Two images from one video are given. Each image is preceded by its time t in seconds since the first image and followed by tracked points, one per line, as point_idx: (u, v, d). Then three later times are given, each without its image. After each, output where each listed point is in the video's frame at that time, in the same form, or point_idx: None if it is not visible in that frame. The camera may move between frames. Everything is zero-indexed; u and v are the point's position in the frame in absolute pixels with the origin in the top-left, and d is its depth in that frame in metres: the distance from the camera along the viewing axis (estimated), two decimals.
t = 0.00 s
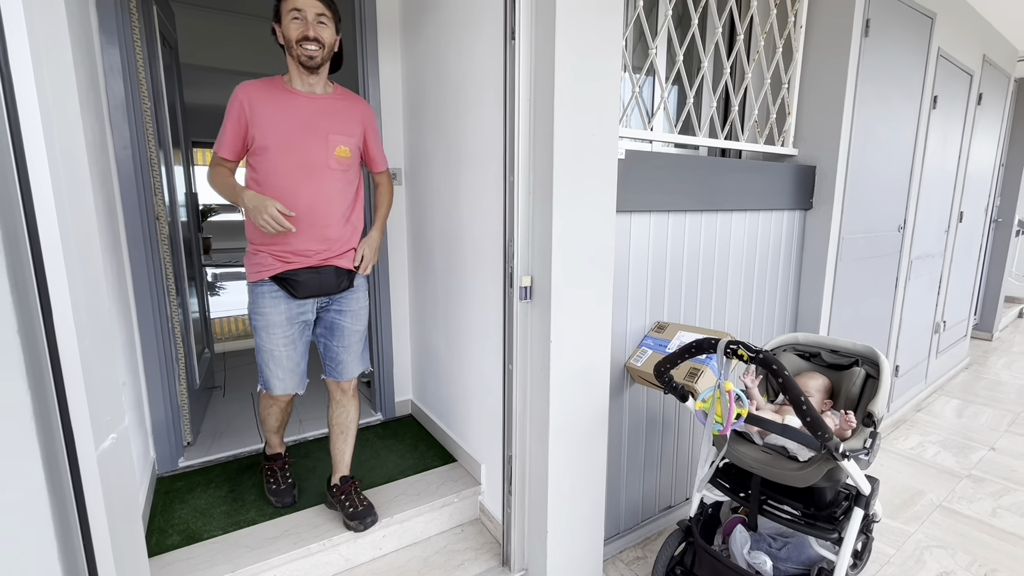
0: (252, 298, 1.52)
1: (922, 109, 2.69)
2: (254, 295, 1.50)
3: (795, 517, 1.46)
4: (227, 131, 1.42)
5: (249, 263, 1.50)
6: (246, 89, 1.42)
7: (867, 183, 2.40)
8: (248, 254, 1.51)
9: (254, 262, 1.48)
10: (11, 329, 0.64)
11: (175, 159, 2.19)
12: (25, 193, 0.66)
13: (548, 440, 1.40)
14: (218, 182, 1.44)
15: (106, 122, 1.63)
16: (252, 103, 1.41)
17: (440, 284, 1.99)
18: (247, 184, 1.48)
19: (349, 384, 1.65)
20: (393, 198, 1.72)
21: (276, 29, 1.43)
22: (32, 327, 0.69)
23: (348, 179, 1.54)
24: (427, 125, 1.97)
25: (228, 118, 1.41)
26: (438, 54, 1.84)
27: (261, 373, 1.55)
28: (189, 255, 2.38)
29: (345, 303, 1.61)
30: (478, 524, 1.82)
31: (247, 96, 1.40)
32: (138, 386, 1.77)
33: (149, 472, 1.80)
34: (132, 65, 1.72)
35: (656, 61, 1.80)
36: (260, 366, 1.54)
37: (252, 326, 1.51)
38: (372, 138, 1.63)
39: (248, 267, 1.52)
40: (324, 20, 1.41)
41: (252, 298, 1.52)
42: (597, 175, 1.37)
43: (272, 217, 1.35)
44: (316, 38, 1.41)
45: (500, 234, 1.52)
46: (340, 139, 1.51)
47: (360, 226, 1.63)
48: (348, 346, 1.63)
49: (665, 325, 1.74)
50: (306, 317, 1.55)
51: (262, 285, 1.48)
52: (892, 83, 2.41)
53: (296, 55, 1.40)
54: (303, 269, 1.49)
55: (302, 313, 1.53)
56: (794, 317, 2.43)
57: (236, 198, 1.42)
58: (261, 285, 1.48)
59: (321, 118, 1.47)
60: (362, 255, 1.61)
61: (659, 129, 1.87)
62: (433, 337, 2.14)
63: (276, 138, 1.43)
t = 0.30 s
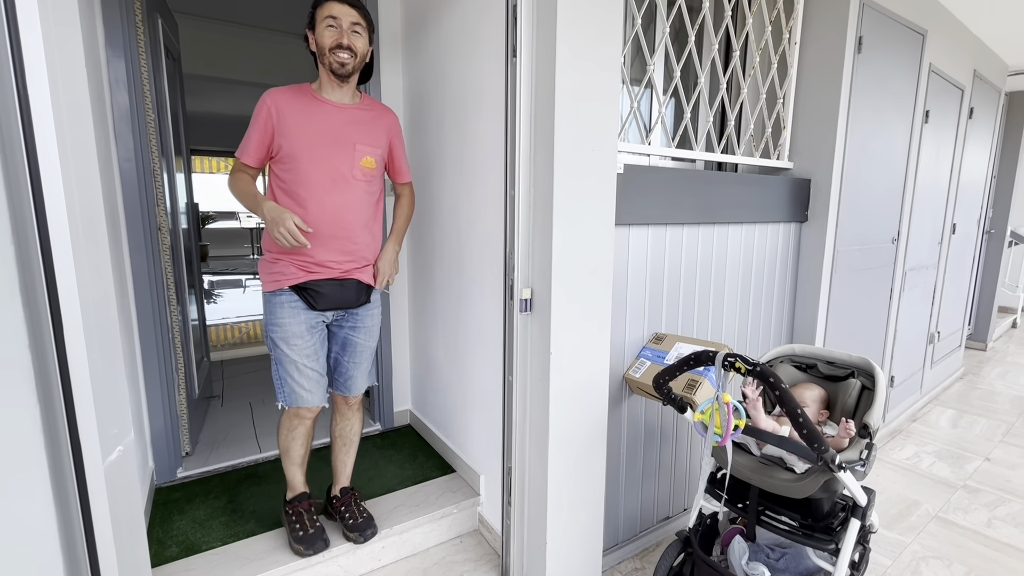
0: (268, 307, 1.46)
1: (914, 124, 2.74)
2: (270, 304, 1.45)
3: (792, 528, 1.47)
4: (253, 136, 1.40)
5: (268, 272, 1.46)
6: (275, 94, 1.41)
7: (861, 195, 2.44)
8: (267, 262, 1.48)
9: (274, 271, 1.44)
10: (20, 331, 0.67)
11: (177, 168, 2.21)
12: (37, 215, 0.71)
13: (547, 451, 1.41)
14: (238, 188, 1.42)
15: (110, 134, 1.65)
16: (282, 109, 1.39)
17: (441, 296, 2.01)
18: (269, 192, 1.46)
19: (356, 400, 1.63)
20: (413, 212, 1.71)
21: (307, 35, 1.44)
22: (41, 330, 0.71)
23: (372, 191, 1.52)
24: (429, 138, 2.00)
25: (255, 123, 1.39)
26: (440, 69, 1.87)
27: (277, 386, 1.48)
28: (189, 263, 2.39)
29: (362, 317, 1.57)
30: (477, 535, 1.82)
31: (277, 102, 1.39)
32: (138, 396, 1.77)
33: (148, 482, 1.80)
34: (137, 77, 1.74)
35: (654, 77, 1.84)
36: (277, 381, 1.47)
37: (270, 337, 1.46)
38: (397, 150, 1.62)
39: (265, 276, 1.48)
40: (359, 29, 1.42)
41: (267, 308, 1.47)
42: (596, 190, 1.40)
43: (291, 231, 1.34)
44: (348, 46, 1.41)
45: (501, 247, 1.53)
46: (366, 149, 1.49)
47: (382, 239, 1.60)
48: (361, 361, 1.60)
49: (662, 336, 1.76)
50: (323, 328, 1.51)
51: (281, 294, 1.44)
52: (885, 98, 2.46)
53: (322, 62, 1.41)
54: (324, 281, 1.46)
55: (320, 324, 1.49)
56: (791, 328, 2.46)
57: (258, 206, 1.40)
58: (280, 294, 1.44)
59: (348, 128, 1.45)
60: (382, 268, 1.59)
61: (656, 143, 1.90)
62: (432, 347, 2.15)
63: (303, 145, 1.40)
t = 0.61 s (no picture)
0: (283, 320, 1.45)
1: (908, 137, 2.78)
2: (285, 316, 1.45)
3: (792, 537, 1.49)
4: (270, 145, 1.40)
5: (283, 283, 1.46)
6: (292, 104, 1.42)
7: (856, 207, 2.48)
8: (282, 273, 1.47)
9: (289, 282, 1.44)
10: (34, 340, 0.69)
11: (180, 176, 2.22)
12: (57, 218, 0.72)
13: (550, 460, 1.42)
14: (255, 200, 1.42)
15: (117, 144, 1.66)
16: (299, 118, 1.40)
17: (443, 305, 2.02)
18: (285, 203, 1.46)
19: (366, 412, 1.64)
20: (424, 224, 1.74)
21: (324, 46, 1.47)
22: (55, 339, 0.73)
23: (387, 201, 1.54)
24: (432, 149, 2.02)
25: (273, 133, 1.39)
26: (444, 82, 1.89)
27: (293, 400, 1.47)
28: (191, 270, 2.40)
29: (375, 331, 1.58)
30: (479, 545, 1.82)
31: (295, 112, 1.40)
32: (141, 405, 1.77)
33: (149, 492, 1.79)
34: (144, 87, 1.75)
35: (655, 90, 1.87)
36: (293, 397, 1.47)
37: (286, 350, 1.45)
38: (411, 161, 1.64)
39: (280, 287, 1.47)
40: (375, 37, 1.44)
41: (281, 320, 1.46)
42: (599, 202, 1.42)
43: (315, 241, 1.34)
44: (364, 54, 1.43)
45: (505, 258, 1.55)
46: (383, 160, 1.50)
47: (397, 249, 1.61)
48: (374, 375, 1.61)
49: (663, 346, 1.77)
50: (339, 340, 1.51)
51: (295, 306, 1.43)
52: (879, 112, 2.51)
53: (339, 70, 1.43)
54: (340, 291, 1.46)
55: (335, 337, 1.48)
56: (788, 337, 2.48)
57: (277, 217, 1.41)
58: (295, 305, 1.43)
59: (366, 138, 1.47)
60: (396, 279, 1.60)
61: (656, 156, 1.93)
62: (433, 357, 2.16)
63: (321, 154, 1.41)
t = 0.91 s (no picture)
0: (292, 329, 1.44)
1: (902, 144, 2.83)
2: (294, 325, 1.44)
3: (794, 539, 1.50)
4: (278, 152, 1.41)
5: (290, 292, 1.45)
6: (302, 109, 1.42)
7: (852, 213, 2.51)
8: (290, 281, 1.47)
9: (297, 291, 1.43)
10: (46, 343, 0.70)
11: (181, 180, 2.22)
12: (71, 221, 0.73)
13: (554, 464, 1.43)
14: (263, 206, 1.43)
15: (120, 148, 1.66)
16: (309, 124, 1.39)
17: (445, 310, 2.03)
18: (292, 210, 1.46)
19: (373, 425, 1.63)
20: (435, 232, 1.74)
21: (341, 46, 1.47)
22: (67, 343, 0.73)
23: (397, 209, 1.53)
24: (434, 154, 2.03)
25: (283, 140, 1.40)
26: (447, 88, 1.91)
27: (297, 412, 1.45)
28: (190, 274, 2.39)
29: (384, 341, 1.58)
30: (480, 549, 1.82)
31: (304, 117, 1.40)
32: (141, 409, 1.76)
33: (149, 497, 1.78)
34: (147, 91, 1.75)
35: (655, 97, 1.89)
36: (300, 411, 1.45)
37: (296, 360, 1.43)
38: (422, 168, 1.63)
39: (288, 296, 1.47)
40: (394, 45, 1.45)
41: (289, 331, 1.46)
42: (602, 207, 1.43)
43: (311, 251, 1.34)
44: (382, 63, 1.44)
45: (509, 263, 1.56)
46: (394, 167, 1.50)
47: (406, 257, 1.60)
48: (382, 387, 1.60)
49: (664, 350, 1.79)
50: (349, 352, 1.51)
51: (303, 316, 1.43)
52: (874, 119, 2.55)
53: (354, 71, 1.44)
54: (348, 301, 1.45)
55: (343, 348, 1.48)
56: (786, 342, 2.50)
57: (280, 224, 1.41)
58: (304, 314, 1.43)
59: (377, 146, 1.46)
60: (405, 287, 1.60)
61: (656, 162, 1.95)
62: (435, 361, 2.17)
63: (329, 161, 1.40)
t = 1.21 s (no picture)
0: (297, 378, 1.37)
1: (891, 146, 2.87)
2: (300, 373, 1.37)
3: (788, 536, 1.52)
4: (268, 191, 1.28)
5: (295, 338, 1.38)
6: (291, 141, 1.30)
7: (843, 213, 2.55)
8: (293, 326, 1.39)
9: (303, 338, 1.36)
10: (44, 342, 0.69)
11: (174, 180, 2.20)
12: (69, 218, 0.72)
13: (551, 463, 1.43)
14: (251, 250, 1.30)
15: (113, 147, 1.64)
16: (303, 159, 1.29)
17: (441, 310, 2.03)
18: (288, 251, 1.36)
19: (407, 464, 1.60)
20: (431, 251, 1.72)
21: (349, 70, 1.35)
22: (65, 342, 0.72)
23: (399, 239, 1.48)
24: (430, 154, 2.03)
25: (274, 179, 1.28)
26: (443, 89, 1.91)
27: (306, 466, 1.40)
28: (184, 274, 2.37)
29: (403, 372, 1.54)
30: (477, 549, 1.82)
31: (296, 151, 1.28)
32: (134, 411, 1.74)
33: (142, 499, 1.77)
34: (140, 91, 1.74)
35: (650, 98, 1.91)
36: (307, 458, 1.40)
37: (308, 412, 1.37)
38: (418, 188, 1.58)
39: (292, 343, 1.39)
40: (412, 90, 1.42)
41: (295, 380, 1.38)
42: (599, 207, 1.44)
43: (325, 301, 1.27)
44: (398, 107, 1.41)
45: (506, 263, 1.57)
46: (394, 197, 1.44)
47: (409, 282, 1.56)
48: (405, 426, 1.56)
49: (659, 349, 1.80)
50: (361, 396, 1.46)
51: (311, 363, 1.36)
52: (864, 121, 2.58)
53: (371, 107, 1.36)
54: (358, 343, 1.39)
55: (355, 390, 1.43)
56: (779, 341, 2.53)
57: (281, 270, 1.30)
58: (313, 360, 1.36)
59: (376, 178, 1.39)
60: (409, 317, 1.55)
61: (650, 163, 1.96)
62: (431, 362, 2.17)
63: (331, 198, 1.32)
